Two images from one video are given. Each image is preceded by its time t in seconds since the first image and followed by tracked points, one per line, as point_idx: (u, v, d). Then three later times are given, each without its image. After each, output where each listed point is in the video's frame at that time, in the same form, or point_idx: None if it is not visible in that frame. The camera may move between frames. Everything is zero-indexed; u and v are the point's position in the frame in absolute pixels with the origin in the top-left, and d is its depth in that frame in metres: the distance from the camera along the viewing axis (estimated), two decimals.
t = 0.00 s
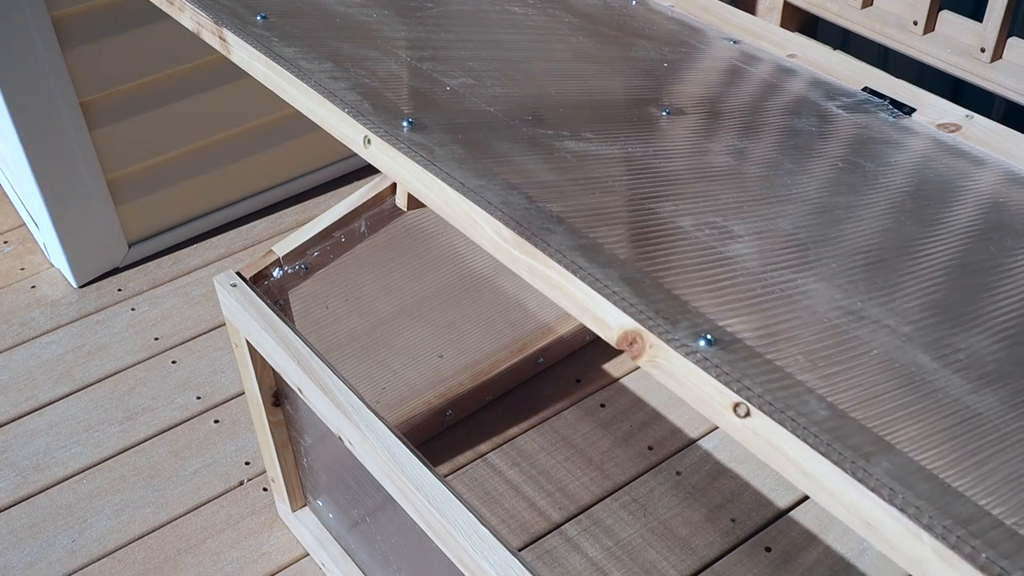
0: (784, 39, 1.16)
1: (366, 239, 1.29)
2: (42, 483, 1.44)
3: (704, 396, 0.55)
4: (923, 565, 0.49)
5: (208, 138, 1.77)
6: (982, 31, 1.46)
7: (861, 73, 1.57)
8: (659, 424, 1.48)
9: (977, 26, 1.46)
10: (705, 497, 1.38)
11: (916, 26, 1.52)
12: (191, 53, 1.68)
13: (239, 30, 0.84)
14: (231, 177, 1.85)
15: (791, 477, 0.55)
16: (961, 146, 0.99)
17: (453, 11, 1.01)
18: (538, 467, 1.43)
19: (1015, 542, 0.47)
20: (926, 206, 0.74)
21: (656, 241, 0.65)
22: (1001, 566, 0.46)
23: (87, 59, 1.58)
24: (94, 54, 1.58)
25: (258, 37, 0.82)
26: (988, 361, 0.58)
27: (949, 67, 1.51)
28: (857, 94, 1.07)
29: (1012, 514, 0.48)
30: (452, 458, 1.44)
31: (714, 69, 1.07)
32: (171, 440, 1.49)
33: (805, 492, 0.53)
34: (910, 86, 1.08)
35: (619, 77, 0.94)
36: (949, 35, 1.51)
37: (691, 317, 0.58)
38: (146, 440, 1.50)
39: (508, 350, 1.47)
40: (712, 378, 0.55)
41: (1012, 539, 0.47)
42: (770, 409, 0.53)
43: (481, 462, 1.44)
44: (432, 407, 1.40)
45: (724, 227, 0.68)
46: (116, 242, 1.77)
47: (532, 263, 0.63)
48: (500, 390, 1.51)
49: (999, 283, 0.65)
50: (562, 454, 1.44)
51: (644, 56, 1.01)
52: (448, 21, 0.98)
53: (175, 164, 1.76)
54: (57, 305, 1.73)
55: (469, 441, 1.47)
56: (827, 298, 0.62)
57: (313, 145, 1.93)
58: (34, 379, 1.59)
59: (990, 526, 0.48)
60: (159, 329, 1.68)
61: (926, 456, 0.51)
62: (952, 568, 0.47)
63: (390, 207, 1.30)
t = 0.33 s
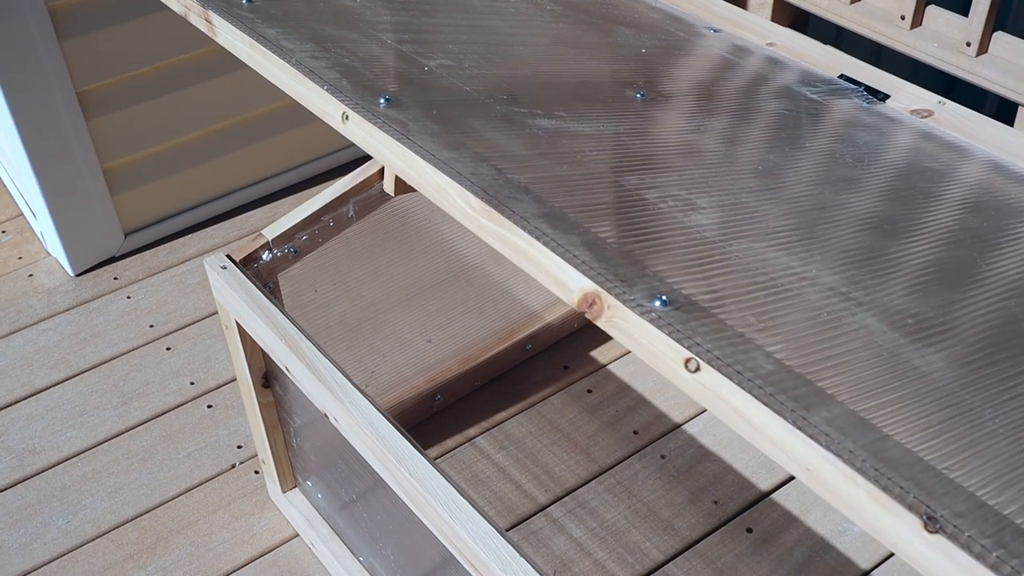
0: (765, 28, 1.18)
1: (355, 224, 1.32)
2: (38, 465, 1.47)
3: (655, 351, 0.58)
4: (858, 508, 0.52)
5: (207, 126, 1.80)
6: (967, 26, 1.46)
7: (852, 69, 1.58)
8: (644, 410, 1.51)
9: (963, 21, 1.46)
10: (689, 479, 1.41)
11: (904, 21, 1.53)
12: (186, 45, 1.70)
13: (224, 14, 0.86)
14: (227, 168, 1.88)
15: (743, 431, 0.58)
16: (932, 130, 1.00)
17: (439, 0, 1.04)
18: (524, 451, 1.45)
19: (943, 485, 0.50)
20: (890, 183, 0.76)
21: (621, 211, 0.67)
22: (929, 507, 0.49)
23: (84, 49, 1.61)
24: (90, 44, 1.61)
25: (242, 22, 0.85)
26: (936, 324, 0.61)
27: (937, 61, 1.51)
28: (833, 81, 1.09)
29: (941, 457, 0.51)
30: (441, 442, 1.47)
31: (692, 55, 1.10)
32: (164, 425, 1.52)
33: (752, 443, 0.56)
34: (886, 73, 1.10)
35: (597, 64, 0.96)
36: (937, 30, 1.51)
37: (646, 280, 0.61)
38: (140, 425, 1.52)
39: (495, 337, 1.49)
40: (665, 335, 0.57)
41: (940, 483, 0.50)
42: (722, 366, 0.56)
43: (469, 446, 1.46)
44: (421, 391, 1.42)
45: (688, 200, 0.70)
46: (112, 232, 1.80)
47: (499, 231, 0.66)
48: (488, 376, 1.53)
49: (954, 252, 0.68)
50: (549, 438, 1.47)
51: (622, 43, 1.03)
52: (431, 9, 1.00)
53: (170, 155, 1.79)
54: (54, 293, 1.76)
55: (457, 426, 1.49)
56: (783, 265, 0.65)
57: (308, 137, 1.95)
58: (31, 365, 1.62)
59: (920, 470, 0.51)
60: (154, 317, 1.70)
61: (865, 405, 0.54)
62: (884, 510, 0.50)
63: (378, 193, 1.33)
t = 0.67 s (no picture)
0: (740, 27, 1.20)
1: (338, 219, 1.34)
2: (27, 458, 1.49)
3: (609, 325, 0.62)
4: (796, 470, 0.56)
5: (200, 126, 1.83)
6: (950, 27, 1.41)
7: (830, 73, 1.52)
8: (625, 404, 1.53)
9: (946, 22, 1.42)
10: (667, 472, 1.43)
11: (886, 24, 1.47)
12: (177, 45, 1.73)
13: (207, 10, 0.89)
14: (217, 167, 1.90)
15: (691, 401, 0.62)
16: (905, 127, 1.01)
17: None
18: (507, 444, 1.48)
19: (874, 447, 0.54)
20: (851, 174, 0.80)
21: (584, 195, 0.71)
22: (862, 468, 0.53)
23: (75, 49, 1.63)
24: (81, 44, 1.63)
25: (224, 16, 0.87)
26: (882, 304, 0.65)
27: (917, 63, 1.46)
28: (806, 78, 1.11)
29: (875, 423, 0.56)
30: (424, 435, 1.49)
31: (666, 52, 1.13)
32: (152, 418, 1.54)
33: (699, 412, 0.60)
34: (858, 70, 1.12)
35: (570, 60, 0.99)
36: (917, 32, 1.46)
37: (602, 260, 0.65)
38: (128, 418, 1.54)
39: (477, 331, 1.52)
40: (617, 310, 0.61)
41: (871, 445, 0.54)
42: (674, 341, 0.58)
43: (452, 439, 1.48)
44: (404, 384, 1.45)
45: (650, 186, 0.74)
46: (103, 229, 1.82)
47: (464, 214, 0.69)
48: (472, 371, 1.56)
49: (906, 237, 0.72)
50: (530, 432, 1.49)
51: (597, 39, 1.06)
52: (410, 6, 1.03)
53: (161, 154, 1.81)
54: (45, 289, 1.78)
55: (441, 419, 1.51)
56: (737, 248, 0.69)
57: (297, 135, 1.97)
58: (21, 360, 1.64)
59: (854, 434, 0.55)
60: (143, 313, 1.72)
61: (808, 377, 0.58)
62: (820, 471, 0.54)
63: (360, 188, 1.35)
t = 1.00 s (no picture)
0: (717, 28, 1.23)
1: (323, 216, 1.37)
2: (19, 453, 1.51)
3: (564, 300, 0.65)
4: (737, 435, 0.59)
5: (195, 127, 1.85)
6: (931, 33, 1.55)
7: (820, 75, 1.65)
8: (609, 401, 1.55)
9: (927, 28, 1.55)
10: (649, 467, 1.45)
11: (870, 30, 1.61)
12: (170, 49, 1.76)
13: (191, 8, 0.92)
14: (210, 169, 1.92)
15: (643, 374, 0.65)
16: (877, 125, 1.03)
17: None
18: (492, 440, 1.50)
19: (812, 413, 0.57)
20: (824, 170, 0.84)
21: (549, 181, 0.75)
22: (798, 431, 0.56)
23: (69, 52, 1.66)
24: (75, 48, 1.66)
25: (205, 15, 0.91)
26: (845, 288, 0.68)
27: (901, 68, 1.59)
28: (780, 77, 1.14)
29: (816, 392, 0.59)
30: (411, 431, 1.51)
31: (642, 51, 1.15)
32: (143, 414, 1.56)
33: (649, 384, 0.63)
34: (830, 70, 1.14)
35: (546, 57, 1.01)
36: (901, 38, 1.59)
37: (560, 240, 0.68)
38: (119, 415, 1.57)
39: (467, 331, 1.55)
40: (572, 286, 0.65)
41: (808, 412, 0.58)
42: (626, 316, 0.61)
43: (438, 435, 1.51)
44: (390, 381, 1.48)
45: (615, 174, 0.77)
46: (96, 230, 1.84)
47: (432, 199, 0.72)
48: (458, 369, 1.58)
49: (872, 228, 0.75)
50: (515, 428, 1.51)
51: (574, 39, 1.09)
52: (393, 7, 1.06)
53: (154, 156, 1.84)
54: (39, 289, 1.80)
55: (427, 415, 1.54)
56: (697, 232, 0.72)
57: (291, 138, 2.00)
58: (15, 358, 1.66)
59: (793, 401, 0.58)
60: (135, 313, 1.75)
61: (756, 349, 0.62)
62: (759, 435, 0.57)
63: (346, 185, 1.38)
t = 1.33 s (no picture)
0: (699, 23, 1.24)
1: (313, 208, 1.39)
2: (14, 444, 1.53)
3: (528, 276, 0.69)
4: (690, 403, 0.62)
5: (191, 124, 1.88)
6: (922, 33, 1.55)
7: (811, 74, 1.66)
8: (597, 394, 1.57)
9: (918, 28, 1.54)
10: (636, 458, 1.47)
11: (861, 29, 1.61)
12: (166, 46, 1.78)
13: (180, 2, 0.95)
14: (206, 166, 1.94)
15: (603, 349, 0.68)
16: (854, 116, 1.04)
17: None
18: (480, 431, 1.52)
19: (760, 381, 0.61)
20: (801, 158, 0.87)
21: (518, 163, 0.78)
22: (745, 397, 0.60)
23: (65, 49, 1.68)
24: (71, 45, 1.68)
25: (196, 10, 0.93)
26: (811, 268, 0.71)
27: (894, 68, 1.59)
28: (765, 73, 1.15)
29: (768, 363, 0.62)
30: (401, 423, 1.53)
31: (623, 45, 1.16)
32: (137, 406, 1.58)
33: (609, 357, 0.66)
34: (810, 63, 1.16)
35: (526, 49, 1.03)
36: (891, 37, 1.59)
37: (525, 219, 0.72)
38: (113, 406, 1.58)
39: (457, 325, 1.57)
40: (532, 260, 0.69)
41: (757, 380, 0.61)
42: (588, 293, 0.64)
43: (428, 427, 1.52)
44: (381, 374, 1.50)
45: (585, 157, 0.81)
46: (93, 226, 1.87)
47: (403, 180, 0.76)
48: (448, 362, 1.60)
49: (837, 212, 0.78)
50: (504, 420, 1.53)
51: (556, 31, 1.11)
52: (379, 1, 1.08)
53: (150, 153, 1.86)
54: (36, 284, 1.83)
55: (417, 408, 1.55)
56: (662, 213, 0.75)
57: (287, 135, 2.02)
58: (12, 351, 1.68)
59: (742, 370, 0.62)
60: (130, 307, 1.77)
61: (712, 323, 0.65)
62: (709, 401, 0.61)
63: (334, 178, 1.40)
